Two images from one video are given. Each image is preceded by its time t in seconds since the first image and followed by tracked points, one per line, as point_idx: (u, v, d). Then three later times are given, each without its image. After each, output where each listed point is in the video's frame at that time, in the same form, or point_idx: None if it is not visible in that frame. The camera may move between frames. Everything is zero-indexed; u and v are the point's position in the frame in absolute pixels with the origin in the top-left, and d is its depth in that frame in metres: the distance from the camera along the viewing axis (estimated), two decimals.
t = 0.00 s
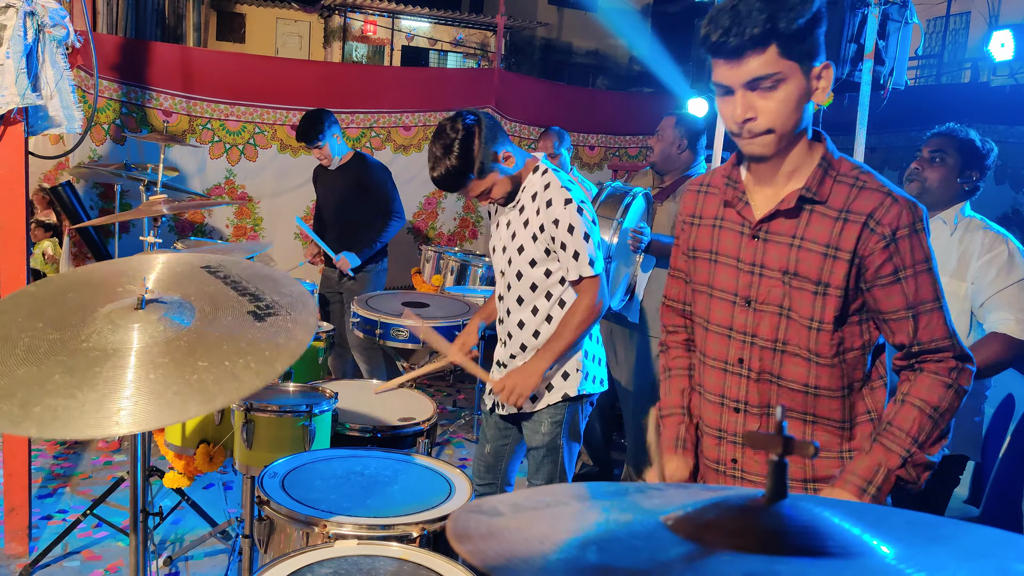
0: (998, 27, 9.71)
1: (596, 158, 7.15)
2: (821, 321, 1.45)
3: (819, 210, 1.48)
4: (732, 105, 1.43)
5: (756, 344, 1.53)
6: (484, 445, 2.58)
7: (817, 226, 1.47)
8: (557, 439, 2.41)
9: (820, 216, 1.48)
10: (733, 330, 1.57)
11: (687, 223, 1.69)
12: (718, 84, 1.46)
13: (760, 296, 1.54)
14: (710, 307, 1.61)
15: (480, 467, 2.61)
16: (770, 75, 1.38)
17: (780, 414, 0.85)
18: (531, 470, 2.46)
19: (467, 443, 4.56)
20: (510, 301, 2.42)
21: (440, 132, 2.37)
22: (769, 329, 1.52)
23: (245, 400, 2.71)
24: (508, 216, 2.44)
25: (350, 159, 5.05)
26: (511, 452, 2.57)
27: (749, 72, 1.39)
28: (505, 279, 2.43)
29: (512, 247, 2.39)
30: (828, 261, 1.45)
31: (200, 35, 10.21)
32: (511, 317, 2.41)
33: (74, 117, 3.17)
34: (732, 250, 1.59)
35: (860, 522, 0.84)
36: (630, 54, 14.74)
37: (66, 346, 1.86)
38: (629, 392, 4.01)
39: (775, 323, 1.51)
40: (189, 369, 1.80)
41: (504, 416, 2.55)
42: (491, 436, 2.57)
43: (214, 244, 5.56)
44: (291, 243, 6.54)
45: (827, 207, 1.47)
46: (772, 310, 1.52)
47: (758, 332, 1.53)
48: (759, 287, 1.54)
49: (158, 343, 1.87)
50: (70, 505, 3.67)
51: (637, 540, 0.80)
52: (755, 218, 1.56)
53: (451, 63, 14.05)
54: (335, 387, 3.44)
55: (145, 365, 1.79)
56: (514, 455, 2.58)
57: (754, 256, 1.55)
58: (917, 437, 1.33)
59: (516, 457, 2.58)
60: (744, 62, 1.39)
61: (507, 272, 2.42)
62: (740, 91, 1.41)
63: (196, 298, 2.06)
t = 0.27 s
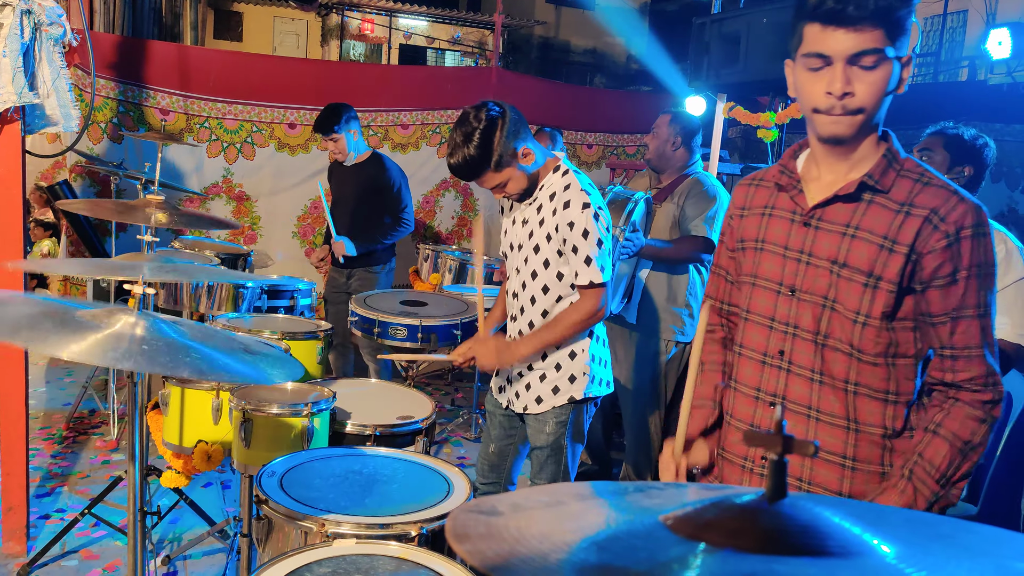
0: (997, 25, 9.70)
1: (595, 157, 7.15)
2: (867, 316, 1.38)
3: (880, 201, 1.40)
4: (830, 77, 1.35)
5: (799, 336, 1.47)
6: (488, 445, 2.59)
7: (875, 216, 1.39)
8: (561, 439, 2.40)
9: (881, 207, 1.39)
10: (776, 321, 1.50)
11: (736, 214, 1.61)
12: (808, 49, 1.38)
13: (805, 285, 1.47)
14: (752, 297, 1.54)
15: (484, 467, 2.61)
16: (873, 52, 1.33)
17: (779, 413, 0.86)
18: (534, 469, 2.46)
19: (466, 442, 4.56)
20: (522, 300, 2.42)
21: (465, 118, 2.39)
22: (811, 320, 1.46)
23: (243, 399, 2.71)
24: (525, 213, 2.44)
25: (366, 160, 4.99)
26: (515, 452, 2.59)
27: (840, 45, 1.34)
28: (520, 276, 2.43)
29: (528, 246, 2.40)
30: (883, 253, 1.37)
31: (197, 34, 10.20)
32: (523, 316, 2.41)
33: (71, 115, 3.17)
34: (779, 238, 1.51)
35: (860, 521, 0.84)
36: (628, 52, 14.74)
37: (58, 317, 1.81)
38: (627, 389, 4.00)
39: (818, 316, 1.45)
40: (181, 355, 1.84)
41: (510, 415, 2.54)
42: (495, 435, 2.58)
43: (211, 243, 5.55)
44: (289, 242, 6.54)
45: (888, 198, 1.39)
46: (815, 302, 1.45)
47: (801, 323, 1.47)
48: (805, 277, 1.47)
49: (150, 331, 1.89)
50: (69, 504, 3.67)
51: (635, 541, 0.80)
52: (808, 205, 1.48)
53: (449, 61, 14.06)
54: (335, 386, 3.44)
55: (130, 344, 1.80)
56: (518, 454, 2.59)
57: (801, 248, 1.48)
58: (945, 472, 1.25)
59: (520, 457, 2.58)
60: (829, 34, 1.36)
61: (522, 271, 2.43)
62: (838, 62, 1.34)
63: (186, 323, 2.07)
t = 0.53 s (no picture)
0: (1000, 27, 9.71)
1: (597, 158, 7.15)
2: (918, 322, 1.36)
3: (938, 204, 1.38)
4: (924, 77, 1.31)
5: (846, 341, 1.46)
6: (492, 444, 2.58)
7: (930, 219, 1.38)
8: (562, 441, 2.41)
9: (938, 210, 1.38)
10: (823, 324, 1.49)
11: (783, 216, 1.62)
12: (898, 46, 1.35)
13: (853, 289, 1.46)
14: (800, 300, 1.54)
15: (487, 465, 2.61)
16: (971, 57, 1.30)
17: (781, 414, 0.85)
18: (536, 470, 2.46)
19: (467, 443, 4.56)
20: (526, 297, 2.42)
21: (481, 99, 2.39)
22: (858, 326, 1.44)
23: (245, 399, 2.71)
24: (531, 210, 2.43)
25: (383, 161, 5.02)
26: (518, 451, 2.57)
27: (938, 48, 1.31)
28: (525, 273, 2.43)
29: (532, 243, 2.40)
30: (939, 256, 1.35)
31: (200, 34, 10.22)
32: (528, 313, 2.41)
33: (74, 116, 3.17)
34: (829, 240, 1.51)
35: (865, 524, 0.84)
36: (630, 54, 14.75)
37: (64, 329, 1.83)
38: (628, 389, 4.02)
39: (865, 320, 1.43)
40: (186, 359, 1.84)
41: (513, 415, 2.53)
42: (498, 433, 2.57)
43: (214, 244, 5.55)
44: (291, 243, 6.54)
45: (948, 202, 1.37)
46: (863, 305, 1.44)
47: (848, 327, 1.46)
48: (855, 279, 1.46)
49: (151, 334, 1.89)
50: (70, 505, 3.67)
51: (636, 543, 0.80)
52: (861, 207, 1.49)
53: (451, 63, 14.09)
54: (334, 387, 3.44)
55: (137, 350, 1.81)
56: (521, 453, 2.58)
57: (852, 250, 1.47)
58: (976, 505, 1.22)
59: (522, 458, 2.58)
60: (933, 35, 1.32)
61: (527, 268, 2.42)
62: (933, 64, 1.31)
63: (188, 316, 2.07)
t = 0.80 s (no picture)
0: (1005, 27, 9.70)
1: (601, 158, 7.15)
2: (944, 332, 1.38)
3: (970, 214, 1.39)
4: (952, 85, 1.35)
5: (868, 348, 1.48)
6: (491, 439, 2.60)
7: (961, 229, 1.39)
8: (559, 438, 2.40)
9: (969, 220, 1.39)
10: (846, 330, 1.52)
11: (815, 219, 1.65)
12: (931, 52, 1.38)
13: (878, 296, 1.48)
14: (826, 306, 1.56)
15: (487, 458, 2.62)
16: (1004, 64, 1.33)
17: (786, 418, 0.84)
18: (534, 469, 2.46)
19: (471, 443, 4.56)
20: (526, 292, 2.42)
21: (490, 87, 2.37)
22: (881, 333, 1.47)
23: (248, 399, 2.71)
24: (530, 205, 2.44)
25: (395, 161, 5.02)
26: (517, 446, 2.58)
27: (971, 55, 1.34)
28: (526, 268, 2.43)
29: (532, 238, 2.40)
30: (966, 267, 1.37)
31: (204, 34, 10.23)
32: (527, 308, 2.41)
33: (78, 115, 3.17)
34: (857, 246, 1.53)
35: (871, 528, 0.83)
36: (634, 54, 14.75)
37: (66, 336, 1.84)
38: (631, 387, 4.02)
39: (888, 327, 1.46)
40: (193, 368, 1.83)
41: (510, 412, 2.53)
42: (497, 429, 2.58)
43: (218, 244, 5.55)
44: (295, 242, 6.55)
45: (980, 212, 1.38)
46: (886, 313, 1.46)
47: (870, 335, 1.48)
48: (880, 287, 1.48)
49: (155, 341, 1.86)
50: (74, 504, 3.67)
51: (640, 546, 0.80)
52: (891, 213, 1.50)
53: (455, 62, 14.08)
54: (338, 386, 3.44)
55: (143, 361, 1.79)
56: (519, 448, 2.59)
57: (879, 258, 1.50)
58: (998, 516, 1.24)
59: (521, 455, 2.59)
60: (962, 41, 1.35)
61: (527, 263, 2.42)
62: (966, 72, 1.34)
63: (195, 314, 2.06)
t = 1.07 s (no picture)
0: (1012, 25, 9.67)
1: (606, 156, 7.14)
2: (938, 346, 1.32)
3: (967, 225, 1.33)
4: (936, 108, 1.26)
5: (865, 358, 1.42)
6: (486, 439, 2.59)
7: (955, 240, 1.33)
8: (561, 429, 2.42)
9: (964, 231, 1.33)
10: (843, 339, 1.46)
11: (810, 218, 1.57)
12: (921, 71, 1.28)
13: (874, 307, 1.42)
14: (822, 312, 1.50)
15: (482, 458, 2.61)
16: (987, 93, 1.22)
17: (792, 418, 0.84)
18: (535, 462, 2.48)
19: (475, 441, 4.56)
20: (518, 291, 2.41)
21: (483, 94, 2.36)
22: (877, 344, 1.40)
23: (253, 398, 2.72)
24: (519, 204, 2.42)
25: (402, 160, 5.02)
26: (512, 442, 2.59)
27: (956, 80, 1.24)
28: (516, 268, 2.41)
29: (524, 236, 2.39)
30: (960, 281, 1.31)
31: (210, 33, 10.26)
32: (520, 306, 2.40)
33: (84, 114, 3.17)
34: (852, 254, 1.47)
35: (877, 529, 0.83)
36: (639, 52, 14.75)
37: (69, 319, 1.83)
38: (633, 382, 4.01)
39: (885, 338, 1.39)
40: (198, 351, 1.85)
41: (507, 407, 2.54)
42: (491, 429, 2.58)
43: (223, 242, 5.56)
44: (300, 241, 6.56)
45: (974, 222, 1.32)
46: (883, 324, 1.40)
47: (868, 345, 1.42)
48: (875, 297, 1.42)
49: (159, 329, 1.89)
50: (80, 501, 3.68)
51: (645, 546, 0.80)
52: (886, 221, 1.43)
53: (460, 61, 14.07)
54: (344, 384, 3.45)
55: (148, 340, 1.82)
56: (515, 443, 2.59)
57: (876, 266, 1.43)
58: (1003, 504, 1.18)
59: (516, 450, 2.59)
60: (952, 69, 1.24)
61: (517, 262, 2.41)
62: (949, 98, 1.25)
63: (196, 325, 2.07)
